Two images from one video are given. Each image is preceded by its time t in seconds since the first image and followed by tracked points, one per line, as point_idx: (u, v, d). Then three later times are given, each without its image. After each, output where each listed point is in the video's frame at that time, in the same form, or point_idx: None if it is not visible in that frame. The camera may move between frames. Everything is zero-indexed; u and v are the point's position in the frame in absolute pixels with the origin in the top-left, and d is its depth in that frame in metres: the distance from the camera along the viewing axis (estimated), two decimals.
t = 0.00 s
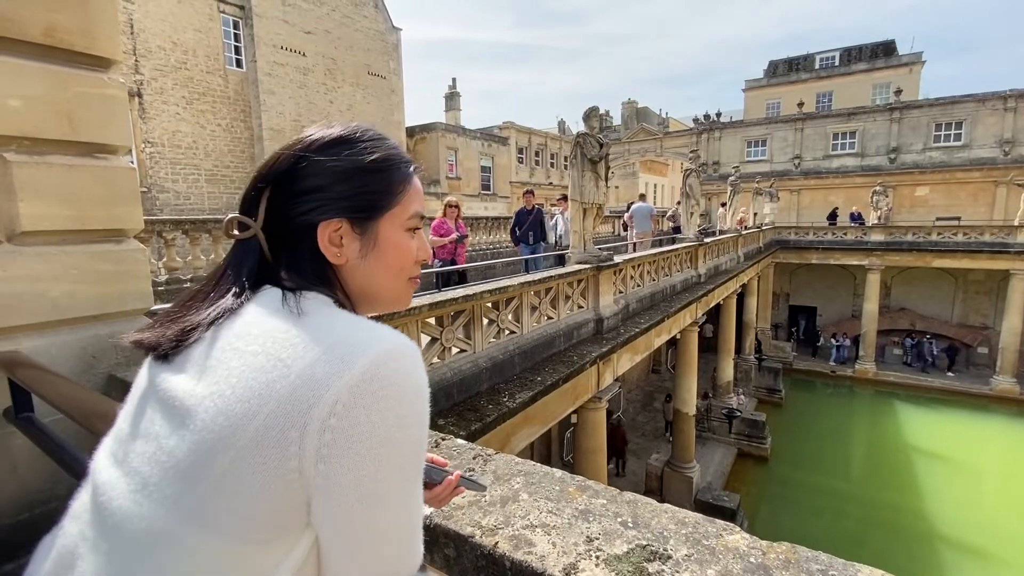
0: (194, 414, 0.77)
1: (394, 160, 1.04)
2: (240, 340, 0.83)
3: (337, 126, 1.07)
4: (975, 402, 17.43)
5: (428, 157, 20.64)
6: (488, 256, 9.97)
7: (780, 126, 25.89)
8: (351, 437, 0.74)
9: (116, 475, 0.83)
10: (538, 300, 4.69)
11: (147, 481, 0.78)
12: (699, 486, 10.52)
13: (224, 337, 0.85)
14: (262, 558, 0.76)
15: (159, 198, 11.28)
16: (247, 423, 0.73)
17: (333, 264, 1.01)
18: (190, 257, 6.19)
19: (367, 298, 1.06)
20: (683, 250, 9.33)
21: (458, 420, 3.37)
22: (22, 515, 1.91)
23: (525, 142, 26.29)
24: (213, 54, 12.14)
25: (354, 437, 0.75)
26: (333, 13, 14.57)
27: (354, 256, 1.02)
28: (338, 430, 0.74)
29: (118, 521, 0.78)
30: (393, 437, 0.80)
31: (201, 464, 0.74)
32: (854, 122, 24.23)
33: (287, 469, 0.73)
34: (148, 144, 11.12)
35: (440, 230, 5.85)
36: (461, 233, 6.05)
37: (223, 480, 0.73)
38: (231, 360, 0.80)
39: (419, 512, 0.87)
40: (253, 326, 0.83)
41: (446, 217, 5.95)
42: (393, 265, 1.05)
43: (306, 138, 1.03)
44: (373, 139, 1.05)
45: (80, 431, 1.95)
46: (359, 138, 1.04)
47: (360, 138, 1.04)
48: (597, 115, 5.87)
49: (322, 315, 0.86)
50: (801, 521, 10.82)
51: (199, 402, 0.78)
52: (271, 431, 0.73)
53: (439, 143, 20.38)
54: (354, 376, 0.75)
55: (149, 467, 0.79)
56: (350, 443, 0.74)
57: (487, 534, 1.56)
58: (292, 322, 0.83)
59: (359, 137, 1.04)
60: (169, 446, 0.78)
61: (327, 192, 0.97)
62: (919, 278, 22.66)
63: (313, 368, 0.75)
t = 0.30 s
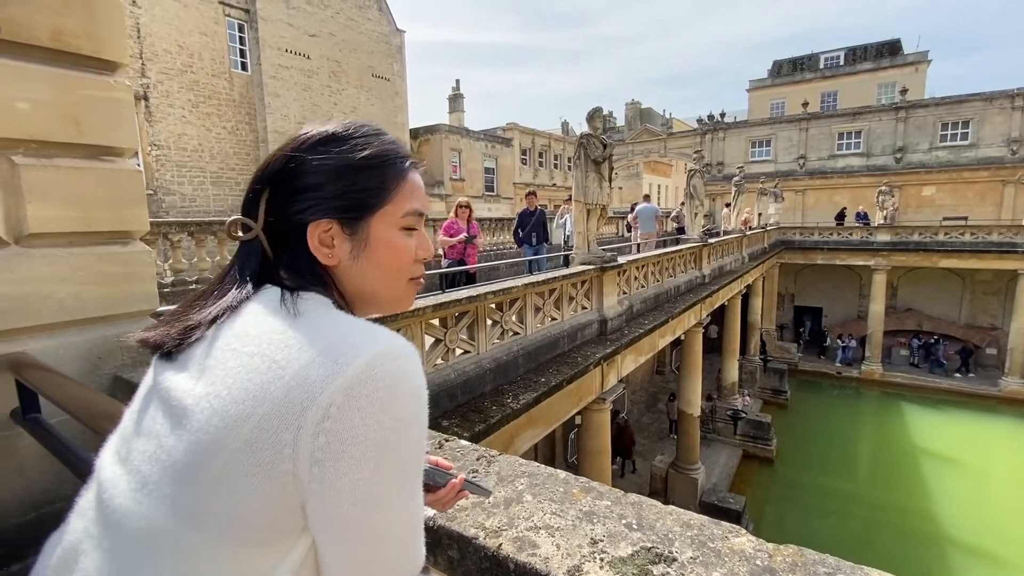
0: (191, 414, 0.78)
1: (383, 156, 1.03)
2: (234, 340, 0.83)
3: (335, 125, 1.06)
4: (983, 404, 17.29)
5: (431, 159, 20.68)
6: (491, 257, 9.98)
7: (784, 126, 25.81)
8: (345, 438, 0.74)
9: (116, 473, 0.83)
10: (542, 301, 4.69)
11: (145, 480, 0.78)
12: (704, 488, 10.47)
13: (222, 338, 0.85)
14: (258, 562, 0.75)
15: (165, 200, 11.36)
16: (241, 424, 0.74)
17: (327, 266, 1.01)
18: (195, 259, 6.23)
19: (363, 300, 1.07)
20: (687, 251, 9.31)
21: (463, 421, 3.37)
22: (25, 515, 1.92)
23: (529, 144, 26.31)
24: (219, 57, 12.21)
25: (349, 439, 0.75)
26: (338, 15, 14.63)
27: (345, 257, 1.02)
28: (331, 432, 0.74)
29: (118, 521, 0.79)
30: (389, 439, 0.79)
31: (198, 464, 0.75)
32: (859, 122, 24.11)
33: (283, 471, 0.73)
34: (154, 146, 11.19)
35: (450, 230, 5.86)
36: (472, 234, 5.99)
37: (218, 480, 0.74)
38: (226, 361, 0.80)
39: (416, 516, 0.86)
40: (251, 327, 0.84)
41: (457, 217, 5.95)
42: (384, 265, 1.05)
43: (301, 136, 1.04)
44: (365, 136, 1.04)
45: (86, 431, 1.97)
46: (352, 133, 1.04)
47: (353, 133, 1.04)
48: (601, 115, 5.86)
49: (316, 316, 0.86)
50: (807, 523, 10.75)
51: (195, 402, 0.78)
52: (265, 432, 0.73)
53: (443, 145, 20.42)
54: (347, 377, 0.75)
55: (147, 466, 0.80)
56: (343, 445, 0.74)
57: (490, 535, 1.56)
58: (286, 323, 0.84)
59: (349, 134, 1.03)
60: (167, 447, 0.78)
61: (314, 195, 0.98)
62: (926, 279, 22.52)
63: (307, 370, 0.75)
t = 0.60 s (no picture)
0: (178, 420, 0.79)
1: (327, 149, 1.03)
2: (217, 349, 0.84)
3: (343, 115, 1.14)
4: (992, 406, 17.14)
5: (435, 162, 20.74)
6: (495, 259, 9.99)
7: (789, 128, 25.72)
8: (318, 461, 0.72)
9: (116, 469, 0.86)
10: (546, 304, 4.69)
11: (137, 482, 0.80)
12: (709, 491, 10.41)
13: (206, 350, 0.86)
14: None
15: (171, 204, 11.44)
16: (220, 437, 0.73)
17: (292, 271, 1.06)
18: (201, 262, 6.27)
19: (337, 310, 1.05)
20: (692, 253, 9.29)
21: (466, 423, 3.37)
22: (32, 518, 1.93)
23: (532, 146, 26.33)
24: (224, 62, 12.30)
25: (323, 463, 0.72)
26: (342, 19, 14.71)
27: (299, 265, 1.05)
28: (304, 454, 0.71)
29: (109, 521, 0.81)
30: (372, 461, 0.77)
31: (178, 476, 0.75)
32: (865, 123, 24.00)
33: (256, 492, 0.72)
34: (161, 150, 11.28)
35: (460, 231, 5.88)
36: (482, 236, 5.90)
37: (197, 497, 0.73)
38: (209, 374, 0.80)
39: (402, 543, 0.83)
40: (233, 339, 0.84)
41: (469, 220, 5.95)
42: (333, 267, 1.02)
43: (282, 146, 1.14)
44: (326, 133, 1.06)
45: (94, 434, 1.99)
46: (312, 134, 1.07)
47: (312, 134, 1.07)
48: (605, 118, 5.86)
49: (298, 327, 0.85)
50: (814, 527, 10.67)
51: (182, 411, 0.79)
52: (239, 454, 0.72)
53: (447, 148, 20.47)
54: (320, 399, 0.73)
55: (137, 471, 0.81)
56: (317, 470, 0.72)
57: (495, 539, 1.56)
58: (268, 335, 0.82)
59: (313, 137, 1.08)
60: (155, 451, 0.79)
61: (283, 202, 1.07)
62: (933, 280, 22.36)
63: (278, 390, 0.74)
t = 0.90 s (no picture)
0: (182, 443, 0.77)
1: (338, 164, 1.05)
2: (223, 368, 0.83)
3: (360, 130, 1.15)
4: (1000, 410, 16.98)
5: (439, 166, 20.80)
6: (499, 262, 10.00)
7: (794, 130, 25.66)
8: (316, 500, 0.70)
9: (130, 478, 0.86)
10: (550, 308, 4.68)
11: (142, 497, 0.79)
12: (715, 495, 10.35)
13: (213, 371, 0.85)
14: None
15: (177, 208, 11.52)
16: (220, 467, 0.72)
17: (304, 287, 1.08)
18: (207, 265, 6.30)
19: (344, 329, 1.06)
20: (697, 256, 9.27)
21: (471, 428, 3.37)
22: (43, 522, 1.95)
23: (536, 149, 26.37)
24: (230, 67, 12.40)
25: (319, 502, 0.70)
26: (347, 24, 14.81)
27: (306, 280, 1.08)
28: (300, 493, 0.69)
29: (113, 539, 0.80)
30: (372, 497, 0.75)
31: (177, 504, 0.73)
32: (870, 125, 23.91)
33: (251, 530, 0.69)
34: (167, 154, 11.37)
35: (468, 235, 5.88)
36: (489, 240, 5.91)
37: (192, 530, 0.71)
38: (215, 397, 0.78)
39: None
40: (236, 362, 0.82)
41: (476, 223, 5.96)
42: (338, 286, 1.03)
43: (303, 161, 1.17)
44: (340, 149, 1.08)
45: (106, 438, 2.01)
46: (327, 149, 1.10)
47: (327, 149, 1.09)
48: (609, 122, 5.87)
49: (304, 349, 0.83)
50: (820, 532, 10.58)
51: (189, 430, 0.78)
52: (235, 487, 0.70)
53: (451, 151, 20.53)
54: (318, 435, 0.70)
55: (143, 486, 0.80)
56: (314, 506, 0.70)
57: (503, 545, 1.56)
58: (271, 358, 0.80)
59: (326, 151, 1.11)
60: (161, 470, 0.78)
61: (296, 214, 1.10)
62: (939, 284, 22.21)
63: (277, 422, 0.71)
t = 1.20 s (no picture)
0: (192, 448, 0.78)
1: (354, 173, 1.06)
2: (237, 372, 0.85)
3: (376, 138, 1.16)
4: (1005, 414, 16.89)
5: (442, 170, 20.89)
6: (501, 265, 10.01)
7: (796, 134, 25.67)
8: (320, 509, 0.70)
9: (146, 474, 0.87)
10: (552, 311, 4.69)
11: (150, 499, 0.80)
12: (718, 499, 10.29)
13: (222, 377, 0.86)
14: None
15: (181, 211, 11.58)
16: (224, 470, 0.72)
17: (319, 292, 1.09)
18: (210, 269, 6.33)
19: (356, 336, 1.07)
20: (699, 260, 9.26)
21: (474, 431, 3.37)
22: (50, 524, 1.96)
23: (538, 153, 26.43)
24: (234, 71, 12.47)
25: (322, 510, 0.71)
26: (350, 29, 14.90)
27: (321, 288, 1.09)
28: (303, 500, 0.70)
29: (124, 538, 0.81)
30: (377, 506, 0.75)
31: (185, 507, 0.73)
32: (872, 128, 23.91)
33: (257, 535, 0.70)
34: (171, 159, 11.43)
35: (470, 239, 5.89)
36: (491, 244, 5.94)
37: (196, 536, 0.72)
38: (223, 400, 0.79)
39: None
40: (248, 366, 0.84)
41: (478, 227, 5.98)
42: (353, 293, 1.04)
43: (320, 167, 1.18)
44: (356, 158, 1.09)
45: (112, 441, 2.03)
46: (343, 157, 1.11)
47: (344, 158, 1.11)
48: (610, 125, 5.88)
49: (314, 355, 0.84)
50: (823, 537, 10.54)
51: (200, 432, 0.78)
52: (239, 496, 0.70)
53: (454, 155, 20.59)
54: (322, 443, 0.70)
55: (155, 485, 0.81)
56: (317, 516, 0.70)
57: (506, 548, 1.56)
58: (280, 362, 0.81)
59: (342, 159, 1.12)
60: (171, 472, 0.78)
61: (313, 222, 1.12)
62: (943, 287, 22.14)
63: (281, 429, 0.72)
